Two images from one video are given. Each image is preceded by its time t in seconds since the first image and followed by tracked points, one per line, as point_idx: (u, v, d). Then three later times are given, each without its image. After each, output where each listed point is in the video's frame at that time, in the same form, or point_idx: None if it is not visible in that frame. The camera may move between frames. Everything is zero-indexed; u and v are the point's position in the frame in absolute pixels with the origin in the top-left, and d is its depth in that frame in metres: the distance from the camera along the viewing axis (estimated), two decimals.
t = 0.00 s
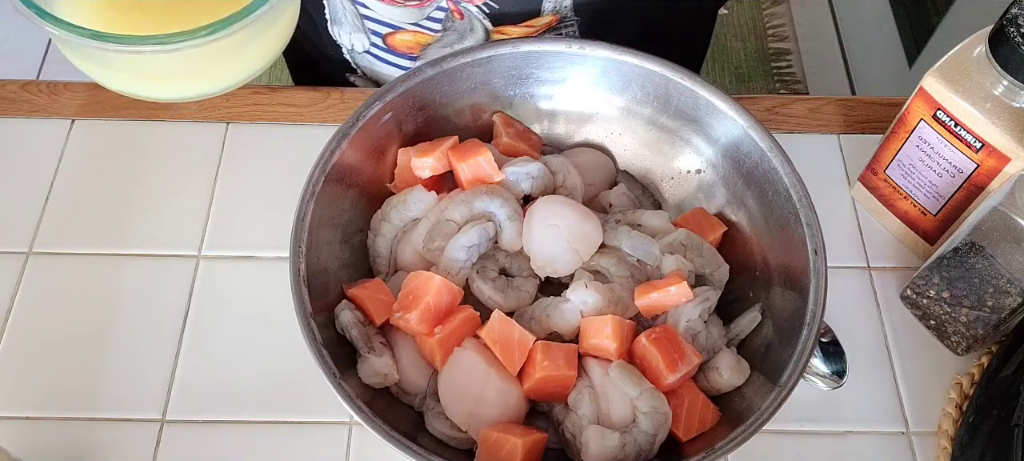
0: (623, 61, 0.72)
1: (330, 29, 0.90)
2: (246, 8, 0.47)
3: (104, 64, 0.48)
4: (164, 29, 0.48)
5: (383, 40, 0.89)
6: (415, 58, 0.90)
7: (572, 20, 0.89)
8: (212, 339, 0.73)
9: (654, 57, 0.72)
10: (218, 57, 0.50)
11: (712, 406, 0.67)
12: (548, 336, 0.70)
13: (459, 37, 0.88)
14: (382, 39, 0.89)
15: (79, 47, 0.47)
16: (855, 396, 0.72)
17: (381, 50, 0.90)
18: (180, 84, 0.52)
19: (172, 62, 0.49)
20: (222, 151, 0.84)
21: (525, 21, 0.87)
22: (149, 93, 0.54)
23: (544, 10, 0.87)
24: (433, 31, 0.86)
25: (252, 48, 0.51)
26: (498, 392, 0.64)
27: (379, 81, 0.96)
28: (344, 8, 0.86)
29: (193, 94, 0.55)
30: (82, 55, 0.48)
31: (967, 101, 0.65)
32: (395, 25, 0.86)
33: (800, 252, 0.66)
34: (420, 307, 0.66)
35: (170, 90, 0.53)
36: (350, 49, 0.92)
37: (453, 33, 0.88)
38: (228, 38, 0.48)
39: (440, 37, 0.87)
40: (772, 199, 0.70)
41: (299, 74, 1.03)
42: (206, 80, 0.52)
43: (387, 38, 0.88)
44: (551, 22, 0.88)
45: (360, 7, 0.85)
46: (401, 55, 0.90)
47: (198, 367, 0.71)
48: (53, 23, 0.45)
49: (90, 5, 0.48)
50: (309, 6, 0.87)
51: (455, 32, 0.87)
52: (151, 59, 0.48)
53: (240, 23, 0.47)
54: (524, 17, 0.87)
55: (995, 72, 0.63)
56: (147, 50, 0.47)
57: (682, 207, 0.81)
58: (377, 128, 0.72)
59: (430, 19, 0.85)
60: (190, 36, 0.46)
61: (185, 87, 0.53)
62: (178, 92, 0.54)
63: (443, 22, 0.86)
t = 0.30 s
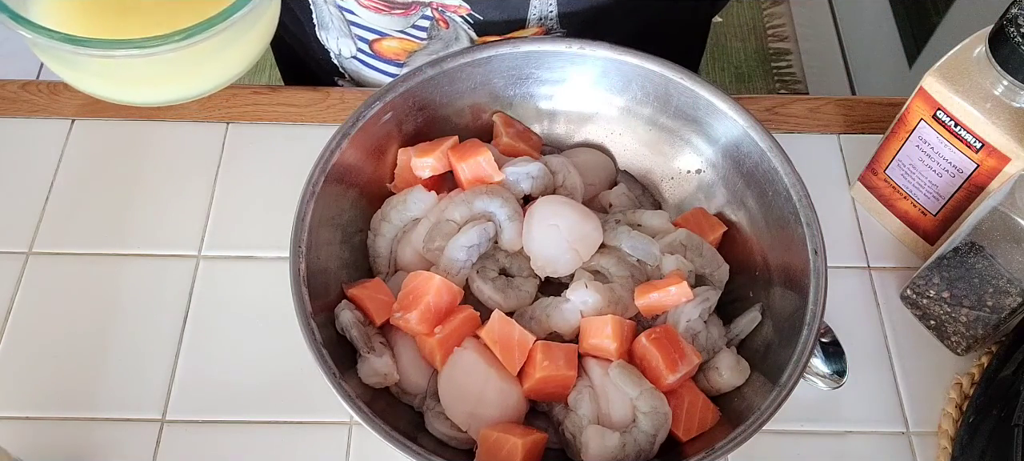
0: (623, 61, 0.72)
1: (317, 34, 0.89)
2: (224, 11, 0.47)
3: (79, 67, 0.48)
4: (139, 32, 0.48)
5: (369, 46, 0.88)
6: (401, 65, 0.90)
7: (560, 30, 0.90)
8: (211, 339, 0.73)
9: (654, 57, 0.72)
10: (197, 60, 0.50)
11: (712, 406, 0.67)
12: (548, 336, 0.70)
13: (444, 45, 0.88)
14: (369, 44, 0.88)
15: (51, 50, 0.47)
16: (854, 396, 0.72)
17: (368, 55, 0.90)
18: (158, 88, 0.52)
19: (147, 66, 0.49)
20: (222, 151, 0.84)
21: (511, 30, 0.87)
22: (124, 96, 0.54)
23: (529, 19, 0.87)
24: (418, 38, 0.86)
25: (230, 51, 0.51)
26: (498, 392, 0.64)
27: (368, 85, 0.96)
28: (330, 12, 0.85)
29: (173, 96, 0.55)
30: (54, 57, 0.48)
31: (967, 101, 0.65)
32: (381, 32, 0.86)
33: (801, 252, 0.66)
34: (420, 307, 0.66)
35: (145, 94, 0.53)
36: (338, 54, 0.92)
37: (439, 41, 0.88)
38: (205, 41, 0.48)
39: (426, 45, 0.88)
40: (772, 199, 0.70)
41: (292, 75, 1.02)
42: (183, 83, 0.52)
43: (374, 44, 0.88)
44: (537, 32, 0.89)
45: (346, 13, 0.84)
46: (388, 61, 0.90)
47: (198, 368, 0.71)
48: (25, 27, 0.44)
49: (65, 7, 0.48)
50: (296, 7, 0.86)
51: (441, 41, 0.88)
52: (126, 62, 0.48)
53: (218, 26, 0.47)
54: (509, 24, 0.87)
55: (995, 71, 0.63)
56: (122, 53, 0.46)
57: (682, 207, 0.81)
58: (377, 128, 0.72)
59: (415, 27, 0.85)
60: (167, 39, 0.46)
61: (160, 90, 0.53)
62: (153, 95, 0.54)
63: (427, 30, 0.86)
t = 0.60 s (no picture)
0: (623, 61, 0.72)
1: (316, 39, 0.89)
2: (213, 14, 0.47)
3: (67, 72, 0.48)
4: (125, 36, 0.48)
5: (367, 51, 0.89)
6: (399, 70, 0.90)
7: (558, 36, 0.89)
8: (211, 338, 0.73)
9: (654, 57, 0.72)
10: (186, 63, 0.50)
11: (712, 406, 0.67)
12: (549, 336, 0.70)
13: (443, 52, 0.88)
14: (367, 49, 0.89)
15: (37, 55, 0.47)
16: (854, 396, 0.72)
17: (366, 60, 0.90)
18: (147, 91, 0.52)
19: (135, 70, 0.48)
20: (222, 151, 0.84)
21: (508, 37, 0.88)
22: (111, 101, 0.53)
23: (527, 25, 0.87)
24: (417, 45, 0.87)
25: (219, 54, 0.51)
26: (498, 392, 0.64)
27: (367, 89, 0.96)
28: (329, 17, 0.85)
29: (162, 101, 0.55)
30: (41, 62, 0.48)
31: (967, 101, 0.65)
32: (380, 37, 0.86)
33: (801, 252, 0.66)
34: (420, 307, 0.66)
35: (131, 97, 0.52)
36: (336, 59, 0.92)
37: (436, 47, 0.87)
38: (193, 44, 0.48)
39: (424, 51, 0.87)
40: (772, 199, 0.70)
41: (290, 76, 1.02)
42: (171, 86, 0.52)
43: (372, 49, 0.88)
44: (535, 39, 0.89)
45: (345, 18, 0.85)
46: (386, 65, 0.90)
47: (198, 368, 0.71)
48: (10, 31, 0.44)
49: (52, 11, 0.48)
50: (291, 7, 0.86)
51: (438, 47, 0.87)
52: (112, 66, 0.47)
53: (207, 29, 0.47)
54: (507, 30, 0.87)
55: (995, 71, 0.63)
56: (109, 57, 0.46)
57: (682, 207, 0.81)
58: (377, 128, 0.72)
59: (414, 34, 0.85)
60: (155, 42, 0.46)
61: (147, 94, 0.52)
62: (140, 99, 0.53)
63: (426, 37, 0.86)
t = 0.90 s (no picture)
0: (623, 61, 0.72)
1: (315, 39, 0.89)
2: (219, 23, 0.47)
3: (73, 80, 0.48)
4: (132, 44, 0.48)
5: (366, 53, 0.89)
6: (399, 71, 0.90)
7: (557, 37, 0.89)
8: (211, 338, 0.73)
9: (654, 57, 0.72)
10: (191, 70, 0.50)
11: (713, 406, 0.67)
12: (549, 336, 0.70)
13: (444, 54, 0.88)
14: (367, 51, 0.88)
15: (44, 62, 0.47)
16: (854, 396, 0.72)
17: (365, 62, 0.90)
18: (151, 98, 0.52)
19: (141, 78, 0.49)
20: (222, 151, 0.84)
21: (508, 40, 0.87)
22: (117, 107, 0.53)
23: (528, 27, 0.87)
24: (417, 46, 0.86)
25: (224, 61, 0.51)
26: (498, 392, 0.64)
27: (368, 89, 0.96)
28: (328, 19, 0.85)
29: (166, 106, 0.55)
30: (47, 69, 0.48)
31: (967, 101, 0.65)
32: (380, 39, 0.86)
33: (800, 252, 0.66)
34: (420, 307, 0.66)
35: (137, 104, 0.53)
36: (336, 59, 0.92)
37: (437, 49, 0.88)
38: (198, 53, 0.48)
39: (424, 52, 0.87)
40: (772, 198, 0.70)
41: (290, 76, 1.02)
42: (176, 93, 0.52)
43: (372, 51, 0.88)
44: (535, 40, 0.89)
45: (345, 19, 0.85)
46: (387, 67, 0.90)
47: (198, 368, 0.71)
48: (18, 40, 0.44)
49: (58, 17, 0.48)
50: (293, 11, 0.86)
51: (438, 48, 0.87)
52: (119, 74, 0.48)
53: (213, 38, 0.47)
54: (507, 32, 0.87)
55: (995, 71, 0.63)
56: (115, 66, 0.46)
57: (682, 207, 0.81)
58: (377, 128, 0.72)
59: (414, 35, 0.85)
60: (162, 51, 0.46)
61: (153, 100, 0.53)
62: (146, 105, 0.53)
63: (426, 38, 0.86)
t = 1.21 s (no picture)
0: (623, 61, 0.72)
1: (317, 39, 0.89)
2: (219, 23, 0.47)
3: (72, 81, 0.48)
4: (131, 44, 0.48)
5: (368, 51, 0.88)
6: (399, 72, 0.90)
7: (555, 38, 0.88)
8: (211, 338, 0.73)
9: (654, 57, 0.72)
10: (190, 71, 0.50)
11: (713, 406, 0.67)
12: (549, 335, 0.70)
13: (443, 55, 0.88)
14: (368, 50, 0.88)
15: (44, 63, 0.47)
16: (854, 397, 0.72)
17: (367, 61, 0.90)
18: (151, 100, 0.52)
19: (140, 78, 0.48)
20: (222, 151, 0.84)
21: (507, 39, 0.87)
22: (117, 108, 0.53)
23: (527, 29, 0.86)
24: (417, 47, 0.87)
25: (224, 62, 0.51)
26: (499, 392, 0.64)
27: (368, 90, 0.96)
28: (332, 16, 0.85)
29: (166, 108, 0.55)
30: (48, 70, 0.48)
31: (967, 101, 0.65)
32: (382, 38, 0.86)
33: (801, 252, 0.66)
34: (420, 307, 0.66)
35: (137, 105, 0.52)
36: (335, 60, 0.92)
37: (436, 50, 0.88)
38: (197, 54, 0.48)
39: (424, 53, 0.88)
40: (773, 198, 0.70)
41: (290, 76, 1.02)
42: (175, 94, 0.52)
43: (373, 50, 0.88)
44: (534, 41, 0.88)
45: (347, 18, 0.84)
46: (387, 67, 0.90)
47: (198, 368, 0.71)
48: (19, 41, 0.44)
49: (59, 19, 0.48)
50: (295, 11, 0.86)
51: (438, 50, 0.87)
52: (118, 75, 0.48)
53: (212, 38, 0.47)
54: (507, 33, 0.86)
55: (995, 71, 0.63)
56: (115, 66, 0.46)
57: (682, 207, 0.81)
58: (377, 128, 0.72)
59: (414, 37, 0.85)
60: (160, 52, 0.46)
61: (153, 102, 0.53)
62: (146, 107, 0.53)
63: (426, 40, 0.86)
